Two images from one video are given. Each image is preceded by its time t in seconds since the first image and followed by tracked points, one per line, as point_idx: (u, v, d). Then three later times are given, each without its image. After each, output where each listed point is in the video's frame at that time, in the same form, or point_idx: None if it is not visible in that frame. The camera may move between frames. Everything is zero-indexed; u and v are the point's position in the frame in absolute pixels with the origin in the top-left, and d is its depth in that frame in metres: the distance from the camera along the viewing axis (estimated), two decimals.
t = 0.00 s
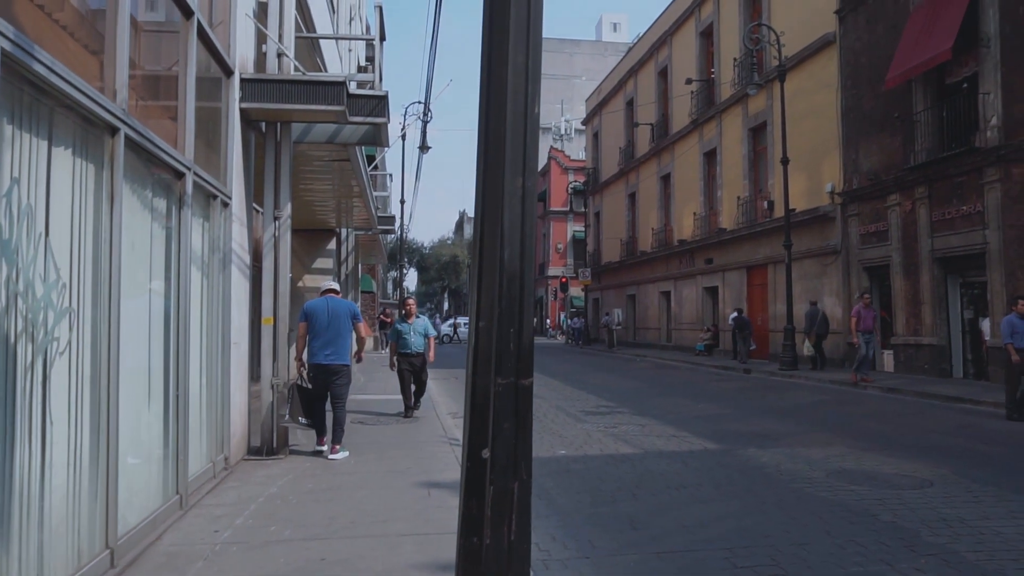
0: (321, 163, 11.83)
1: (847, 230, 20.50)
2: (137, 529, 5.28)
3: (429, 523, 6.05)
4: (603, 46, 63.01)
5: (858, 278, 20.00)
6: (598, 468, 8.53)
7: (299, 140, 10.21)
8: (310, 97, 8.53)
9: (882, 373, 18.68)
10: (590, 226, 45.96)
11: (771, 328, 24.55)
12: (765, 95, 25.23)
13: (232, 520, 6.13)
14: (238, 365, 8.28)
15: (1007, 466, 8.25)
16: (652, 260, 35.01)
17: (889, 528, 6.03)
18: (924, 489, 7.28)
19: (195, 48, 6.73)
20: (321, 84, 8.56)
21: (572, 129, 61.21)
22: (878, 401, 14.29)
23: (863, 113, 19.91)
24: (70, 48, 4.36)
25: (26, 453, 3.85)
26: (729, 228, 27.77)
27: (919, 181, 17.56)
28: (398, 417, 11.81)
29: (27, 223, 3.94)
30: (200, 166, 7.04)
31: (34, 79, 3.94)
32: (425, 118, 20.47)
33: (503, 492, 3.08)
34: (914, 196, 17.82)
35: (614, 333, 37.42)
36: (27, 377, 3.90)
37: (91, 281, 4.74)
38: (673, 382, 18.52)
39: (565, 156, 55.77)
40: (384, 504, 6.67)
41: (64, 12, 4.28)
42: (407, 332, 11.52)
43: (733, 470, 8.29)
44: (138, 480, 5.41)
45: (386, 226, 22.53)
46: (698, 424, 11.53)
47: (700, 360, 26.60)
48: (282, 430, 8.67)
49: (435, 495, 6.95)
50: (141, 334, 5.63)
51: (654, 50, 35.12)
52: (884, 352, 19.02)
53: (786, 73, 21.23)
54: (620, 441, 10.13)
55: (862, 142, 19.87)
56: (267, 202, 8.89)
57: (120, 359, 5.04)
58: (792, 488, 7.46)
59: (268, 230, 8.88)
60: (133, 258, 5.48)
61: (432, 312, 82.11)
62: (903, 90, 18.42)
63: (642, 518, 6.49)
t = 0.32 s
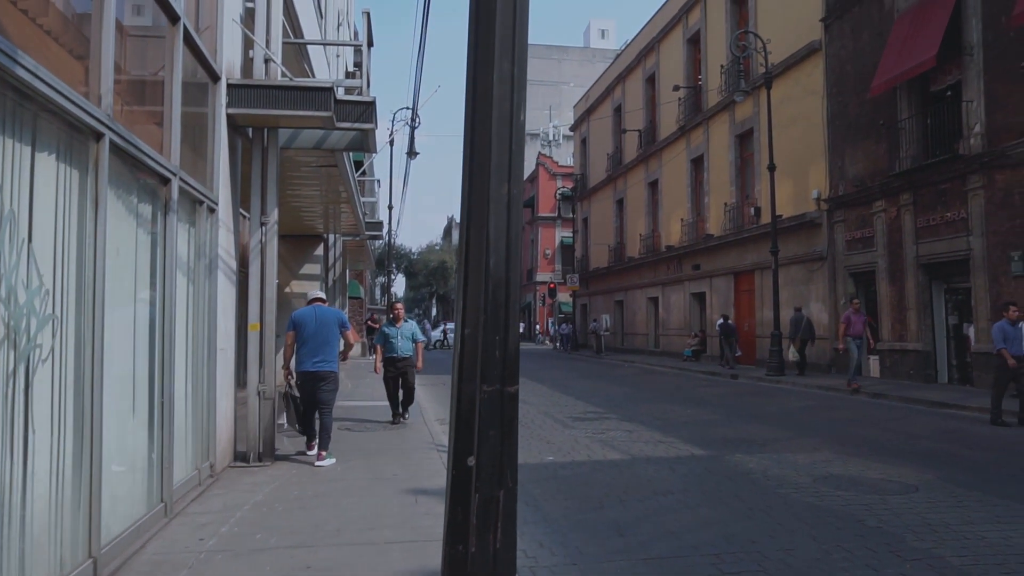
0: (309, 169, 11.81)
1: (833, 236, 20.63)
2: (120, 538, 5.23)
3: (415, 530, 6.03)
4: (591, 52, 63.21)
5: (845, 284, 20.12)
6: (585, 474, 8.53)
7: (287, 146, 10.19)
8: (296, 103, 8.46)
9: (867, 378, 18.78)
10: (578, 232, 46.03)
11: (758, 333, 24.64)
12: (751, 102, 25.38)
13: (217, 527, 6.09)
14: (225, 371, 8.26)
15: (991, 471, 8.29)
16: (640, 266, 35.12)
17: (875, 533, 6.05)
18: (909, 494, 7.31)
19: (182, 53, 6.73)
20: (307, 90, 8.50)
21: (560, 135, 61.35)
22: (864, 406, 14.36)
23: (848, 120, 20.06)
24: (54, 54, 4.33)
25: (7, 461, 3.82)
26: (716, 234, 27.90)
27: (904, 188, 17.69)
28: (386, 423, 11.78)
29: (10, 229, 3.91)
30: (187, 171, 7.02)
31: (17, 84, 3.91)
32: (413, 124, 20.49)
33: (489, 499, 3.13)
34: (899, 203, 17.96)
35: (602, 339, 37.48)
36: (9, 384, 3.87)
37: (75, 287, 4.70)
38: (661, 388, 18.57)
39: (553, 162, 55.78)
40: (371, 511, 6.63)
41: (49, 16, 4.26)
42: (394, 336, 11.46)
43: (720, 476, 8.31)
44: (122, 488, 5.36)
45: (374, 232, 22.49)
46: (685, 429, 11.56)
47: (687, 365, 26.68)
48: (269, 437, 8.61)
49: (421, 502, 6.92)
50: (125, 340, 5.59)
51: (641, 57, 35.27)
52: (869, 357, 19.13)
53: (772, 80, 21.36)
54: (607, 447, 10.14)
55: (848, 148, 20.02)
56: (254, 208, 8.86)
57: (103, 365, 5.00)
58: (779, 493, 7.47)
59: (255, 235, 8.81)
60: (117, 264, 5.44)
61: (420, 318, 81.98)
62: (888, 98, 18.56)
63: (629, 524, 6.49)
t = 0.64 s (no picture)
0: (298, 174, 11.80)
1: (820, 242, 20.74)
2: (105, 545, 5.19)
3: (403, 537, 6.01)
4: (580, 58, 63.36)
5: (832, 289, 20.23)
6: (574, 479, 8.53)
7: (274, 151, 10.18)
8: (284, 109, 8.45)
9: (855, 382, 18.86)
10: (567, 237, 46.11)
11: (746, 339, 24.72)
12: (739, 108, 25.52)
13: (204, 534, 6.05)
14: (212, 377, 8.23)
15: (978, 476, 8.33)
16: (628, 271, 35.20)
17: (861, 538, 6.08)
18: (895, 498, 7.34)
19: (169, 59, 6.70)
20: (296, 95, 8.51)
21: (549, 141, 61.48)
22: (852, 411, 14.42)
23: (835, 127, 20.19)
24: (39, 58, 4.30)
25: None
26: (704, 239, 28.00)
27: (891, 194, 17.81)
28: (375, 428, 11.75)
29: None
30: (173, 177, 6.99)
31: (3, 87, 3.89)
32: (402, 128, 20.46)
33: (475, 506, 3.14)
34: (886, 209, 18.07)
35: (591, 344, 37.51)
36: None
37: (60, 293, 4.67)
38: (650, 393, 18.61)
39: (542, 167, 55.73)
40: (359, 517, 6.61)
41: (35, 20, 4.24)
42: (382, 342, 11.38)
43: (708, 481, 8.32)
44: (107, 495, 5.31)
45: (362, 237, 22.43)
46: (673, 434, 11.58)
47: (676, 371, 26.73)
48: (256, 443, 8.54)
49: (409, 509, 6.91)
50: (111, 346, 5.55)
51: (630, 63, 35.40)
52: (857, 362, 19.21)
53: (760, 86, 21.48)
54: (596, 452, 10.14)
55: (834, 155, 20.15)
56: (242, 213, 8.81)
57: (88, 370, 4.97)
58: (766, 498, 7.50)
59: (242, 240, 8.71)
60: (102, 269, 5.40)
61: (409, 323, 81.82)
62: (874, 104, 18.70)
63: (617, 530, 6.49)
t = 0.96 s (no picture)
0: (285, 180, 11.76)
1: (806, 248, 20.86)
2: (88, 554, 5.14)
3: (389, 544, 5.99)
4: (568, 65, 63.47)
5: (818, 295, 20.33)
6: (562, 485, 8.53)
7: (261, 156, 10.13)
8: (270, 114, 8.42)
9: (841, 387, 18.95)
10: (555, 243, 46.14)
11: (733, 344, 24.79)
12: (726, 115, 25.64)
13: (188, 542, 6.01)
14: (197, 383, 8.18)
15: (963, 481, 8.38)
16: (616, 277, 35.28)
17: (847, 543, 6.10)
18: (881, 504, 7.38)
19: (155, 63, 6.67)
20: (282, 101, 8.47)
21: (537, 147, 61.56)
22: (838, 416, 14.50)
23: (820, 133, 20.32)
24: (21, 62, 4.26)
25: None
26: (692, 245, 28.11)
27: (876, 200, 17.92)
28: (362, 436, 11.68)
29: None
30: (159, 182, 6.95)
31: None
32: (390, 134, 20.45)
33: (459, 514, 3.14)
34: (871, 216, 18.19)
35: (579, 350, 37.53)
36: None
37: (42, 300, 4.62)
38: (637, 398, 18.65)
39: (530, 173, 55.76)
40: (345, 524, 6.59)
41: (17, 24, 4.21)
42: (370, 349, 11.28)
43: (695, 487, 8.33)
44: (89, 504, 5.26)
45: (350, 243, 22.37)
46: (661, 440, 11.59)
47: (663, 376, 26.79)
48: (242, 449, 8.48)
49: (396, 516, 6.88)
50: (94, 354, 5.49)
51: (617, 69, 35.53)
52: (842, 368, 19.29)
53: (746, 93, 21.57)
54: (584, 458, 10.14)
55: (820, 161, 20.27)
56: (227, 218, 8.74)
57: (71, 378, 4.93)
58: (752, 503, 7.52)
59: (228, 246, 8.63)
60: (85, 274, 5.36)
61: (397, 328, 81.65)
62: (859, 111, 18.83)
63: (604, 536, 6.49)
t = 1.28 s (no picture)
0: (271, 185, 11.72)
1: (792, 254, 20.97)
2: (69, 563, 5.09)
3: (375, 551, 5.97)
4: (556, 71, 63.64)
5: (804, 300, 20.44)
6: (549, 491, 8.52)
7: (248, 162, 10.09)
8: (256, 119, 8.36)
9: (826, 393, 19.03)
10: (543, 249, 46.18)
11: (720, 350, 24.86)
12: (713, 121, 25.76)
13: (172, 550, 5.96)
14: (182, 389, 8.13)
15: (947, 486, 8.43)
16: (603, 282, 35.34)
17: (832, 548, 6.12)
18: (866, 508, 7.42)
19: (140, 68, 6.63)
20: (268, 106, 8.43)
21: (524, 152, 61.61)
22: (824, 422, 14.55)
23: (806, 140, 20.45)
24: (3, 66, 4.22)
25: None
26: (678, 251, 28.21)
27: (862, 207, 18.03)
28: (349, 443, 11.64)
29: None
30: (143, 187, 6.91)
31: None
32: (377, 139, 20.44)
33: (444, 521, 3.16)
34: (856, 222, 18.31)
35: (566, 355, 37.56)
36: None
37: (24, 304, 4.58)
38: (625, 404, 18.67)
39: (518, 179, 55.79)
40: (331, 531, 6.56)
41: None
42: (358, 357, 11.26)
43: (682, 493, 8.34)
44: (71, 513, 5.21)
45: (337, 249, 22.30)
46: (648, 446, 11.60)
47: (650, 381, 26.85)
48: (227, 455, 8.42)
49: (382, 523, 6.85)
50: (76, 359, 5.44)
51: (605, 75, 35.65)
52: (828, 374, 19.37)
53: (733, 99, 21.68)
54: (571, 464, 10.14)
55: (806, 168, 20.40)
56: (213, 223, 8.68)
57: (53, 384, 4.89)
58: (738, 509, 7.54)
59: (214, 252, 8.59)
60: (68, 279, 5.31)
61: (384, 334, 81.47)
62: (844, 119, 18.96)
63: (590, 542, 6.48)
